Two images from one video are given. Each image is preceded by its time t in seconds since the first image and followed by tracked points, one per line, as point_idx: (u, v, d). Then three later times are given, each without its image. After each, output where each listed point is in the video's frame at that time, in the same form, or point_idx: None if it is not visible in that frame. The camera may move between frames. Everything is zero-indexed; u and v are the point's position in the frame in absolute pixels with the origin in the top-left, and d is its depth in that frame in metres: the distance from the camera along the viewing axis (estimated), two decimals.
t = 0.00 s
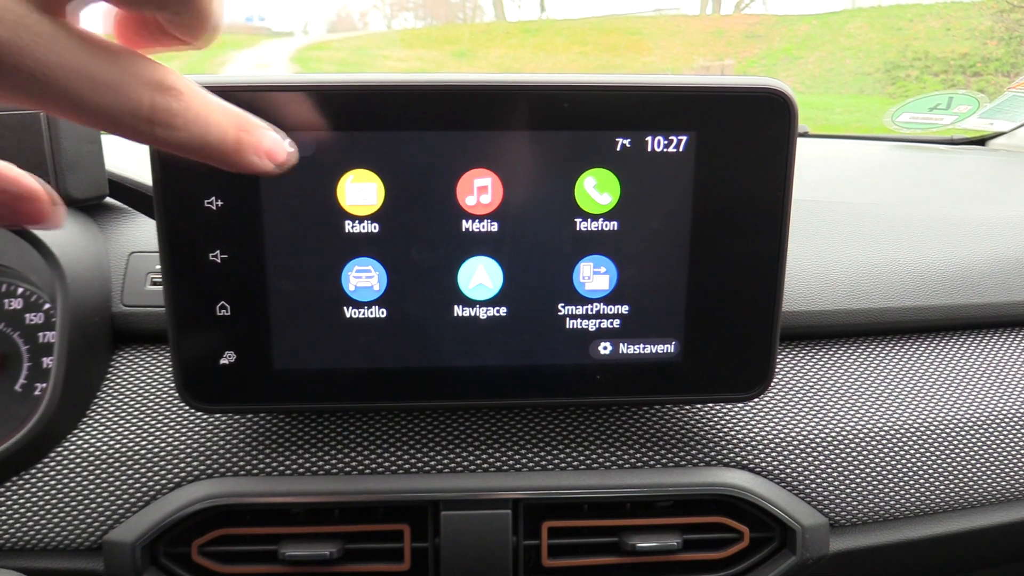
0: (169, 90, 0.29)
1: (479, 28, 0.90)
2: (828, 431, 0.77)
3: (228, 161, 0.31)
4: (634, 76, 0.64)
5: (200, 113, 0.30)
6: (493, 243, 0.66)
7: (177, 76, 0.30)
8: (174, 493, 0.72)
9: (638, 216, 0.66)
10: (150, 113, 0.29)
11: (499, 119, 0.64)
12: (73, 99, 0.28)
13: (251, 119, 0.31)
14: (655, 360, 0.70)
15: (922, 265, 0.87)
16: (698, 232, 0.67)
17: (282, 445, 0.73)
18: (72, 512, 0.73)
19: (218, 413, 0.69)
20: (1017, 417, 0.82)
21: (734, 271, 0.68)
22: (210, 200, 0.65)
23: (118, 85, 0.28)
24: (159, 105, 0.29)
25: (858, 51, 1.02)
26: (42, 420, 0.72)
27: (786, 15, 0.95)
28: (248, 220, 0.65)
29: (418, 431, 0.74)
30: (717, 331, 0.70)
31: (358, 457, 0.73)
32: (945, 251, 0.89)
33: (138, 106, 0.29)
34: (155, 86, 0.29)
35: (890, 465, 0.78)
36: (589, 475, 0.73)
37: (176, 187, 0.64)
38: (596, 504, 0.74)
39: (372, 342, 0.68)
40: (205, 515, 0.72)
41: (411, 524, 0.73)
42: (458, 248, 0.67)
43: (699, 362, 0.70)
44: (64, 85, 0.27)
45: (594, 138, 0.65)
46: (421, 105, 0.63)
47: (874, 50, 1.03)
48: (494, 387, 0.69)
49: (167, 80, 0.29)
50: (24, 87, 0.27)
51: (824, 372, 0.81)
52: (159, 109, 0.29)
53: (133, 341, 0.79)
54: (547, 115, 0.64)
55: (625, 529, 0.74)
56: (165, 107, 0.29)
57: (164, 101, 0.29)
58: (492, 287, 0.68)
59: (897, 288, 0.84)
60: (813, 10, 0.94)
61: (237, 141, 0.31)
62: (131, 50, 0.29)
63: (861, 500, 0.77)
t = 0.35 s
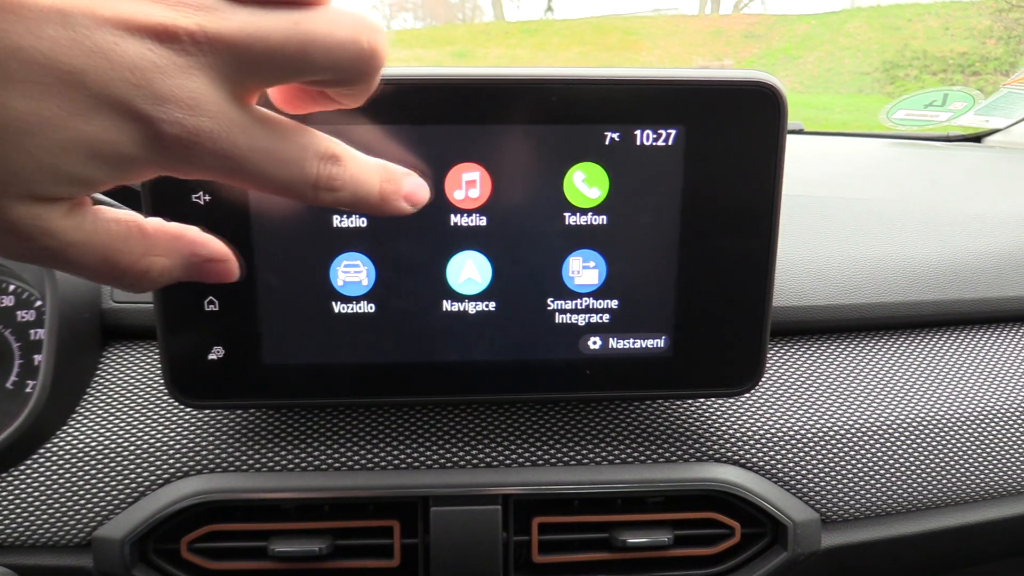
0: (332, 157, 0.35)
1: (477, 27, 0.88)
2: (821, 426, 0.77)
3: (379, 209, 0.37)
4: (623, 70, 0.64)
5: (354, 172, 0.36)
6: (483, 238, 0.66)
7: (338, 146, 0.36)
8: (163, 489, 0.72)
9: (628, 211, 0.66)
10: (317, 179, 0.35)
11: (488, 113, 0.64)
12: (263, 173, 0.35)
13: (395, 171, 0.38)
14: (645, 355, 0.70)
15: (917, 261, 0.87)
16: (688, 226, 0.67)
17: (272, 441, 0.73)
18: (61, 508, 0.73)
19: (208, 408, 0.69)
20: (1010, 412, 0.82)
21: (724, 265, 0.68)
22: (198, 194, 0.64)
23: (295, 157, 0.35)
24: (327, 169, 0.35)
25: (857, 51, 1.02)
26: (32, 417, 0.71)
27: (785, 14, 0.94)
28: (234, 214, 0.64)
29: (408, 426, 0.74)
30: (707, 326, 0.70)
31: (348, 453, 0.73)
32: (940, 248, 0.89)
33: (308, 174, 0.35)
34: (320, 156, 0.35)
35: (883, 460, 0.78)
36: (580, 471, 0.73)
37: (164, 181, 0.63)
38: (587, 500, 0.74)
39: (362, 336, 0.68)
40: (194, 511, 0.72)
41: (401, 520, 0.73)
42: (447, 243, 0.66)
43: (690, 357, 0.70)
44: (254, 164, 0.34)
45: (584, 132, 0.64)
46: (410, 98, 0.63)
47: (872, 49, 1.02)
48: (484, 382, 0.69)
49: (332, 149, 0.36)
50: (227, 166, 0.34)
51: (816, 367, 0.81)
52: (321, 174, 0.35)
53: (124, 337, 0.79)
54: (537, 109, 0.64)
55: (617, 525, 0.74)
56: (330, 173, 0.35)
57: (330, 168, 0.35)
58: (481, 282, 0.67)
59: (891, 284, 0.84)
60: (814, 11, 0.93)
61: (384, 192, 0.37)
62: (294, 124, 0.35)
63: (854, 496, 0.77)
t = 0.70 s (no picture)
0: (389, 155, 0.41)
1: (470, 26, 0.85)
2: (808, 419, 0.77)
3: (429, 202, 0.43)
4: (608, 63, 0.64)
5: (407, 167, 0.42)
6: (469, 232, 0.66)
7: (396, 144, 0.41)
8: (150, 486, 0.72)
9: (613, 204, 0.66)
10: (376, 176, 0.41)
11: (473, 107, 0.63)
12: (325, 170, 0.40)
13: (445, 168, 0.44)
14: (631, 349, 0.70)
15: (906, 257, 0.87)
16: (674, 219, 0.67)
17: (258, 436, 0.73)
18: (46, 505, 0.72)
19: (194, 404, 0.69)
20: (997, 405, 0.82)
21: (709, 259, 0.68)
22: (181, 188, 0.64)
23: (356, 155, 0.40)
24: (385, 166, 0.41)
25: (851, 48, 1.01)
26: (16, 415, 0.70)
27: (779, 11, 0.94)
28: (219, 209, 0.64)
29: (396, 421, 0.74)
30: (694, 320, 0.70)
31: (335, 448, 0.72)
32: (931, 244, 0.88)
33: (367, 170, 0.40)
34: (379, 153, 0.40)
35: (871, 452, 0.78)
36: (568, 465, 0.72)
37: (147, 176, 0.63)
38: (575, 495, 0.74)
39: (348, 330, 0.68)
40: (181, 508, 0.72)
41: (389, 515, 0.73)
42: (432, 237, 0.66)
43: (676, 350, 0.70)
44: (321, 163, 0.39)
45: (569, 126, 0.64)
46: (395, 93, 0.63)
47: (867, 47, 1.02)
48: (471, 376, 0.69)
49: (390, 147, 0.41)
50: (292, 162, 0.39)
51: (803, 361, 0.81)
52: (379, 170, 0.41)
53: (110, 334, 0.79)
54: (522, 102, 0.63)
55: (604, 519, 0.74)
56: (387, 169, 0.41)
57: (387, 164, 0.41)
58: (467, 275, 0.67)
59: (879, 278, 0.84)
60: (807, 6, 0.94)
61: (434, 187, 0.43)
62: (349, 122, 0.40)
63: (842, 489, 0.77)
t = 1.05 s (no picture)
0: (379, 137, 0.36)
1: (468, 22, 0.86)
2: (802, 417, 0.77)
3: (421, 188, 0.38)
4: (603, 59, 0.64)
5: (399, 150, 0.37)
6: (463, 228, 0.66)
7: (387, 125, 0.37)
8: (142, 483, 0.71)
9: (608, 202, 0.66)
10: (366, 160, 0.36)
11: (468, 103, 0.63)
12: (315, 151, 0.35)
13: (440, 153, 0.39)
14: (625, 346, 0.69)
15: (900, 255, 0.87)
16: (669, 216, 0.67)
17: (250, 433, 0.73)
18: (38, 503, 0.72)
19: (186, 401, 0.69)
20: (989, 403, 0.82)
21: (704, 257, 0.68)
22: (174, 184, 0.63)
23: (346, 136, 0.35)
24: (375, 148, 0.36)
25: (847, 46, 1.01)
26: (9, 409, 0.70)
27: (775, 9, 0.93)
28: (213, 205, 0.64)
29: (390, 418, 0.73)
30: (688, 317, 0.70)
31: (328, 445, 0.72)
32: (924, 242, 0.89)
33: (357, 152, 0.36)
34: (370, 134, 0.36)
35: (864, 450, 0.78)
36: (561, 463, 0.72)
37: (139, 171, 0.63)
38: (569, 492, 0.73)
39: (341, 326, 0.68)
40: (173, 505, 0.71)
41: (382, 512, 0.73)
42: (426, 234, 0.66)
43: (670, 348, 0.70)
44: (308, 142, 0.35)
45: (563, 123, 0.64)
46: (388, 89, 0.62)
47: (863, 46, 1.02)
48: (465, 373, 0.69)
49: (381, 128, 0.36)
50: (282, 143, 0.35)
51: (797, 359, 0.81)
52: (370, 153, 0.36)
53: (102, 330, 0.78)
54: (517, 99, 0.63)
55: (598, 517, 0.74)
56: (376, 152, 0.36)
57: (377, 147, 0.36)
58: (461, 272, 0.67)
59: (872, 277, 0.84)
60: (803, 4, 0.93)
61: (429, 175, 0.38)
62: (345, 103, 0.36)
63: (835, 487, 0.77)
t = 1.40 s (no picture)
0: None
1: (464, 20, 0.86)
2: (798, 414, 0.78)
3: (235, 40, 0.42)
4: (599, 58, 0.64)
5: None
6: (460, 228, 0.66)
7: None
8: (140, 483, 0.71)
9: (605, 200, 0.66)
10: None
11: (465, 102, 0.63)
12: None
13: (258, 7, 0.42)
14: (623, 344, 0.70)
15: (895, 251, 0.87)
16: (666, 214, 0.67)
17: (249, 432, 0.73)
18: (35, 503, 0.72)
19: (185, 401, 0.69)
20: (984, 400, 0.82)
21: (701, 255, 0.68)
22: (172, 184, 0.63)
23: None
24: None
25: (842, 43, 1.01)
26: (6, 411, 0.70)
27: (770, 7, 0.93)
28: (212, 204, 0.64)
29: (388, 417, 0.74)
30: (686, 315, 0.70)
31: (326, 444, 0.72)
32: (919, 239, 0.89)
33: None
34: None
35: (860, 447, 0.78)
36: (559, 460, 0.73)
37: (136, 171, 0.63)
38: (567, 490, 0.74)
39: (338, 325, 0.68)
40: (172, 504, 0.71)
41: (381, 511, 0.73)
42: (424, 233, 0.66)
43: (668, 346, 0.70)
44: None
45: (560, 121, 0.64)
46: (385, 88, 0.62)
47: (857, 43, 1.03)
48: (463, 372, 0.69)
49: None
50: None
51: (793, 357, 0.82)
52: None
53: (99, 330, 0.78)
54: (514, 97, 0.63)
55: (596, 514, 0.74)
56: None
57: None
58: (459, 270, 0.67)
59: (867, 273, 0.85)
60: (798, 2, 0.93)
61: (246, 26, 0.41)
62: None
63: (832, 483, 0.77)
